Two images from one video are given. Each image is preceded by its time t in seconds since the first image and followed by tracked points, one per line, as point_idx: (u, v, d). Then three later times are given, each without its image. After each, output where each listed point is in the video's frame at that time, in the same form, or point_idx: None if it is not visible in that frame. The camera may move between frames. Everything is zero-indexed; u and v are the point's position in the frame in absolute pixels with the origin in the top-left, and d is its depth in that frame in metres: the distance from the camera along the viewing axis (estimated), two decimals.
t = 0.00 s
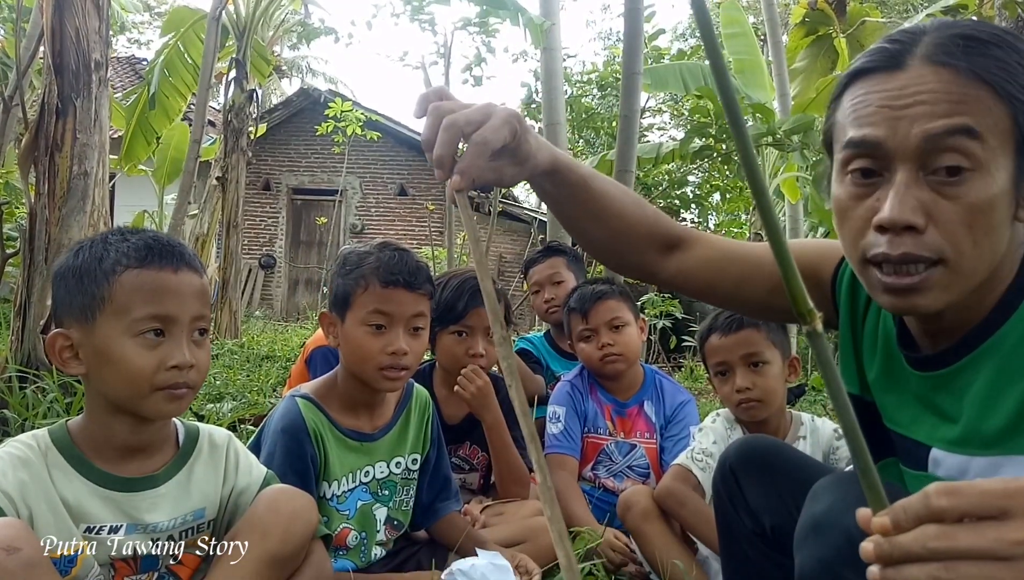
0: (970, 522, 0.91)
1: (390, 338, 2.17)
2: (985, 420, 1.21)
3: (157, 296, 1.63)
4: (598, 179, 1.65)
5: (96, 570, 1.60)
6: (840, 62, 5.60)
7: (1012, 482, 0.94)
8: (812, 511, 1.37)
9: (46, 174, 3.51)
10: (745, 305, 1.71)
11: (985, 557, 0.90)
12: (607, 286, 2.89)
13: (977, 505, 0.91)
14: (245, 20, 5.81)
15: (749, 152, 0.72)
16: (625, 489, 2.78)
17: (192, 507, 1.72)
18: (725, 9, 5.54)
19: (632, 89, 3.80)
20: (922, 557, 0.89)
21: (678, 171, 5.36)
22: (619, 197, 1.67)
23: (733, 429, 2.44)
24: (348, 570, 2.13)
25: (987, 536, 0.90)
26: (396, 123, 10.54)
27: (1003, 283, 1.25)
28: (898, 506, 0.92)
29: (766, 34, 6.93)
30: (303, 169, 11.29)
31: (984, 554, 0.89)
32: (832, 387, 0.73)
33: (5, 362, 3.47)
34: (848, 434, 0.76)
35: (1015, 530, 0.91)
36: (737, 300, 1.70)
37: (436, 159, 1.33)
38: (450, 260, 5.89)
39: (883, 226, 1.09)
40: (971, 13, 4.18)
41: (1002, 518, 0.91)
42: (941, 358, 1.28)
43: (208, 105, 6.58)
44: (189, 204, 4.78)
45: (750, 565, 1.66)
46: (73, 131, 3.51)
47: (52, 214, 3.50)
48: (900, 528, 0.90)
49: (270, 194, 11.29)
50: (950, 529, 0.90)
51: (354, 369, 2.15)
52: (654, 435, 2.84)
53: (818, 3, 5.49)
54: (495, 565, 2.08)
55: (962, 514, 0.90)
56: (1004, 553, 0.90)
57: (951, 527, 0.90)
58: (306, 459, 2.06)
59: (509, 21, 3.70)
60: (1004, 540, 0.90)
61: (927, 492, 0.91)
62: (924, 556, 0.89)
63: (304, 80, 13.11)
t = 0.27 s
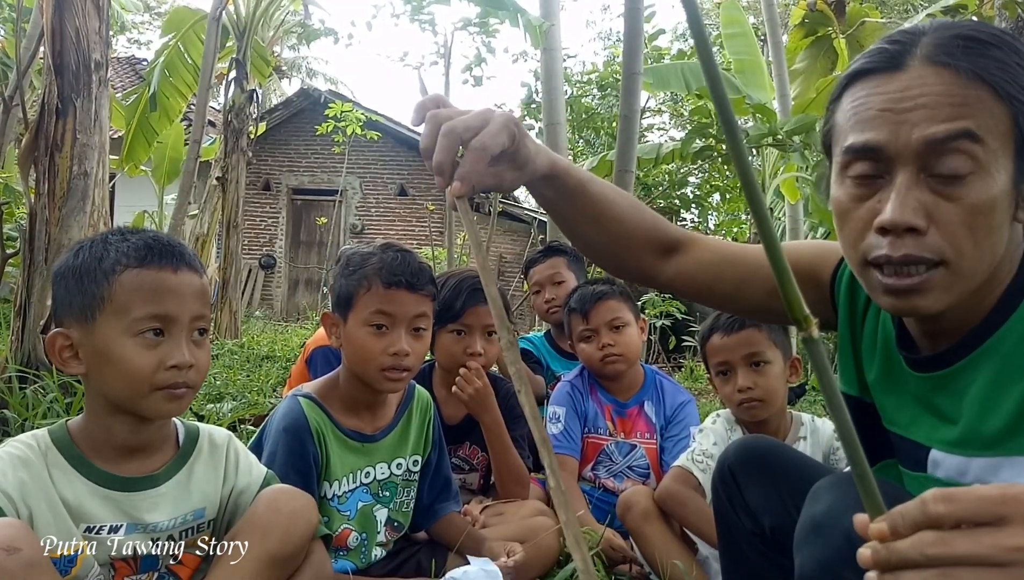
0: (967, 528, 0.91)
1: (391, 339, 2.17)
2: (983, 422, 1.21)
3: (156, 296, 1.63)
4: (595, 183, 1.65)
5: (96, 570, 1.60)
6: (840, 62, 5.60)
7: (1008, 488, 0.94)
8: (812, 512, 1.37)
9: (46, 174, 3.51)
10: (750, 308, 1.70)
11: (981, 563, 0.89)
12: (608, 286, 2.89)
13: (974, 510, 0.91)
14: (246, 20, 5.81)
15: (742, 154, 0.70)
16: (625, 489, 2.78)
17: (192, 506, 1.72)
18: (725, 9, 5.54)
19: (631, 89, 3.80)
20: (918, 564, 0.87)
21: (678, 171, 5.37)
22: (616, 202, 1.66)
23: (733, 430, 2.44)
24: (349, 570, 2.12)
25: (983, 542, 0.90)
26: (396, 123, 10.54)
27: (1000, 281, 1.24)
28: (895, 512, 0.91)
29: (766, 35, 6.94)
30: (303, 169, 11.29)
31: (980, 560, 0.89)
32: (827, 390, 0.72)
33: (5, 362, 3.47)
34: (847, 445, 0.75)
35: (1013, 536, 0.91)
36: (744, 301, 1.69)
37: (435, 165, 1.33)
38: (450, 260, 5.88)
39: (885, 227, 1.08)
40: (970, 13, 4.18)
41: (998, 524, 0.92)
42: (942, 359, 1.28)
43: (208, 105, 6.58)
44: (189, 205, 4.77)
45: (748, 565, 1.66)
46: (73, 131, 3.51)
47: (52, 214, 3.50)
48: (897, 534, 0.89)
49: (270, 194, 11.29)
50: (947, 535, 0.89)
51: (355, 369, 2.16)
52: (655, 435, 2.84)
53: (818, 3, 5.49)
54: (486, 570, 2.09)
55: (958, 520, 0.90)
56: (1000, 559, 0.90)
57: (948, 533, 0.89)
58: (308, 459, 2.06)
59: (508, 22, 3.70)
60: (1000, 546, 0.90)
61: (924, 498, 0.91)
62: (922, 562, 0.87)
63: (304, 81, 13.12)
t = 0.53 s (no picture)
0: (961, 522, 0.91)
1: (392, 339, 2.17)
2: (983, 423, 1.21)
3: (156, 296, 1.63)
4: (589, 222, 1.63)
5: (96, 570, 1.60)
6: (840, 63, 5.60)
7: (1002, 483, 0.93)
8: (811, 512, 1.37)
9: (46, 175, 3.51)
10: (747, 321, 1.71)
11: (974, 558, 0.89)
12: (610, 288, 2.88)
13: (966, 503, 0.90)
14: (246, 20, 5.81)
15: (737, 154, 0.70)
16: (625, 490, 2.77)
17: (192, 507, 1.72)
18: (724, 10, 5.53)
19: (631, 90, 3.80)
20: (912, 558, 0.88)
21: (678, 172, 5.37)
22: (612, 237, 1.65)
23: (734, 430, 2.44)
24: (349, 570, 2.12)
25: (976, 536, 0.89)
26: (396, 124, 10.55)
27: (1002, 279, 1.24)
28: (888, 507, 0.91)
29: (766, 36, 6.95)
30: (303, 170, 11.29)
31: (975, 554, 0.89)
32: (825, 396, 0.74)
33: (5, 363, 3.47)
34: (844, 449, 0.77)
35: (1008, 531, 0.90)
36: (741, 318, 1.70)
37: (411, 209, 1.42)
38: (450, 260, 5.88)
39: (882, 227, 1.09)
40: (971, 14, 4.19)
41: (990, 519, 0.91)
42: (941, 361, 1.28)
43: (209, 105, 6.58)
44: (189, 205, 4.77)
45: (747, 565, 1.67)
46: (73, 131, 3.51)
47: (52, 214, 3.50)
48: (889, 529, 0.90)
49: (270, 195, 11.29)
50: (940, 530, 0.89)
51: (355, 370, 2.15)
52: (655, 435, 2.85)
53: (817, 5, 5.50)
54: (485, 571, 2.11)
55: (950, 515, 0.90)
56: (993, 553, 0.89)
57: (941, 528, 0.89)
58: (308, 460, 2.06)
59: (508, 22, 3.70)
60: (994, 541, 0.89)
61: (917, 493, 0.90)
62: (915, 556, 0.88)
63: (305, 81, 13.12)
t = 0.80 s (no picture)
0: (966, 513, 0.90)
1: (391, 340, 2.17)
2: (991, 426, 1.22)
3: (156, 296, 1.63)
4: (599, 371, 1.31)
5: (97, 570, 1.60)
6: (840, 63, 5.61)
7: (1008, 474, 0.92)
8: (814, 511, 1.37)
9: (46, 175, 3.51)
10: (789, 370, 1.50)
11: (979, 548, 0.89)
12: (613, 290, 2.88)
13: (970, 494, 0.89)
14: (246, 20, 5.81)
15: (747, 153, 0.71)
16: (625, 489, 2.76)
17: (193, 507, 1.72)
18: (724, 9, 5.53)
19: (631, 89, 3.80)
20: (916, 548, 0.88)
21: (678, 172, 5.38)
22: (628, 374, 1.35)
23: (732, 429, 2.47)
24: (349, 569, 2.12)
25: (980, 527, 0.89)
26: (396, 123, 10.55)
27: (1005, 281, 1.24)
28: (893, 498, 0.90)
29: (766, 35, 6.96)
30: (303, 169, 11.29)
31: (981, 544, 0.89)
32: (831, 384, 0.78)
33: (5, 363, 3.48)
34: (848, 433, 0.80)
35: (1013, 521, 0.89)
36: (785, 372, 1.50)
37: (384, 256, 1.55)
38: (450, 260, 5.86)
39: (886, 227, 1.09)
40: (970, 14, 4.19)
41: (995, 509, 0.90)
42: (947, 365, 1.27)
43: (208, 105, 6.58)
44: (189, 205, 4.77)
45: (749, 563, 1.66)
46: (73, 131, 3.52)
47: (52, 214, 3.50)
48: (895, 521, 0.90)
49: (270, 194, 11.29)
50: (944, 521, 0.89)
51: (356, 371, 2.15)
52: (655, 435, 2.86)
53: (817, 5, 5.50)
54: (482, 571, 2.08)
55: (954, 507, 0.89)
56: (999, 543, 0.88)
57: (946, 519, 0.89)
58: (308, 462, 2.06)
59: (508, 22, 3.70)
60: (999, 530, 0.88)
61: (920, 485, 0.90)
62: (920, 547, 0.88)
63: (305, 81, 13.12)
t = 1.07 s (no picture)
0: (960, 551, 0.92)
1: (390, 341, 2.17)
2: (992, 426, 1.22)
3: (155, 297, 1.63)
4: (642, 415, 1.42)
5: (97, 571, 1.60)
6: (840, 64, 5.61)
7: (1003, 509, 0.95)
8: (818, 514, 1.36)
9: (47, 176, 3.51)
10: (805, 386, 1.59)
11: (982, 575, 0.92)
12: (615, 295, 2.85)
13: (966, 533, 0.92)
14: (247, 21, 5.82)
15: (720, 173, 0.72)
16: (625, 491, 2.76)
17: (192, 508, 1.73)
18: (724, 11, 5.53)
19: (632, 91, 3.80)
20: None
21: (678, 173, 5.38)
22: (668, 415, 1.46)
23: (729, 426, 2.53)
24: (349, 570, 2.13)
25: (975, 564, 0.92)
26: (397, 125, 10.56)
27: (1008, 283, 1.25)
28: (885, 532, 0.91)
29: (767, 37, 6.97)
30: (304, 171, 11.30)
31: None
32: (816, 408, 0.78)
33: (6, 364, 3.48)
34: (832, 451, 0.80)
35: (1005, 560, 0.93)
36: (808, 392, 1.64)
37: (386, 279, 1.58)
38: (450, 261, 5.86)
39: (895, 242, 1.09)
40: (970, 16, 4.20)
41: (988, 546, 0.93)
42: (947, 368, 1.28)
43: (208, 106, 6.58)
44: (190, 206, 4.77)
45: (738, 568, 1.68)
46: (74, 133, 3.52)
47: (53, 215, 3.50)
48: (886, 556, 0.90)
49: (270, 196, 11.29)
50: (937, 558, 0.90)
51: (355, 373, 2.15)
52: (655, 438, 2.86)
53: (818, 7, 5.50)
54: (485, 570, 2.09)
55: (946, 546, 0.91)
56: None
57: (939, 557, 0.91)
58: (307, 465, 2.06)
59: (509, 23, 3.70)
60: (991, 570, 0.92)
61: (913, 521, 0.91)
62: None
63: (305, 82, 13.13)
